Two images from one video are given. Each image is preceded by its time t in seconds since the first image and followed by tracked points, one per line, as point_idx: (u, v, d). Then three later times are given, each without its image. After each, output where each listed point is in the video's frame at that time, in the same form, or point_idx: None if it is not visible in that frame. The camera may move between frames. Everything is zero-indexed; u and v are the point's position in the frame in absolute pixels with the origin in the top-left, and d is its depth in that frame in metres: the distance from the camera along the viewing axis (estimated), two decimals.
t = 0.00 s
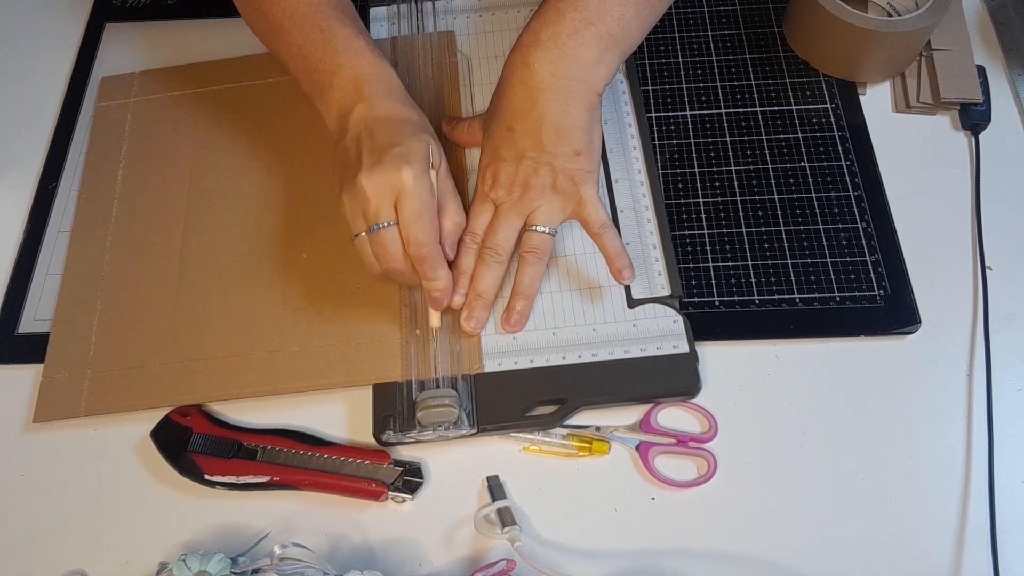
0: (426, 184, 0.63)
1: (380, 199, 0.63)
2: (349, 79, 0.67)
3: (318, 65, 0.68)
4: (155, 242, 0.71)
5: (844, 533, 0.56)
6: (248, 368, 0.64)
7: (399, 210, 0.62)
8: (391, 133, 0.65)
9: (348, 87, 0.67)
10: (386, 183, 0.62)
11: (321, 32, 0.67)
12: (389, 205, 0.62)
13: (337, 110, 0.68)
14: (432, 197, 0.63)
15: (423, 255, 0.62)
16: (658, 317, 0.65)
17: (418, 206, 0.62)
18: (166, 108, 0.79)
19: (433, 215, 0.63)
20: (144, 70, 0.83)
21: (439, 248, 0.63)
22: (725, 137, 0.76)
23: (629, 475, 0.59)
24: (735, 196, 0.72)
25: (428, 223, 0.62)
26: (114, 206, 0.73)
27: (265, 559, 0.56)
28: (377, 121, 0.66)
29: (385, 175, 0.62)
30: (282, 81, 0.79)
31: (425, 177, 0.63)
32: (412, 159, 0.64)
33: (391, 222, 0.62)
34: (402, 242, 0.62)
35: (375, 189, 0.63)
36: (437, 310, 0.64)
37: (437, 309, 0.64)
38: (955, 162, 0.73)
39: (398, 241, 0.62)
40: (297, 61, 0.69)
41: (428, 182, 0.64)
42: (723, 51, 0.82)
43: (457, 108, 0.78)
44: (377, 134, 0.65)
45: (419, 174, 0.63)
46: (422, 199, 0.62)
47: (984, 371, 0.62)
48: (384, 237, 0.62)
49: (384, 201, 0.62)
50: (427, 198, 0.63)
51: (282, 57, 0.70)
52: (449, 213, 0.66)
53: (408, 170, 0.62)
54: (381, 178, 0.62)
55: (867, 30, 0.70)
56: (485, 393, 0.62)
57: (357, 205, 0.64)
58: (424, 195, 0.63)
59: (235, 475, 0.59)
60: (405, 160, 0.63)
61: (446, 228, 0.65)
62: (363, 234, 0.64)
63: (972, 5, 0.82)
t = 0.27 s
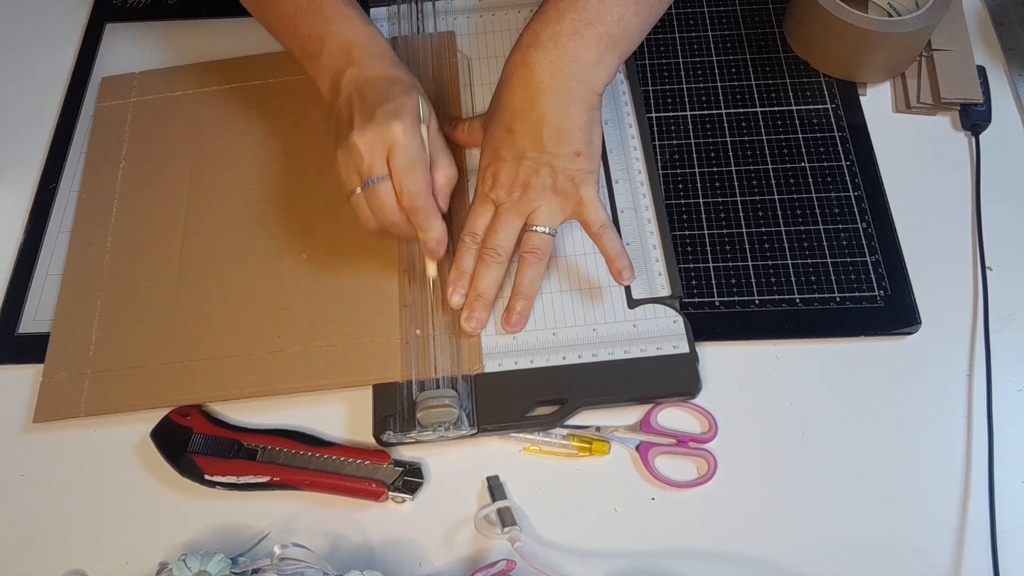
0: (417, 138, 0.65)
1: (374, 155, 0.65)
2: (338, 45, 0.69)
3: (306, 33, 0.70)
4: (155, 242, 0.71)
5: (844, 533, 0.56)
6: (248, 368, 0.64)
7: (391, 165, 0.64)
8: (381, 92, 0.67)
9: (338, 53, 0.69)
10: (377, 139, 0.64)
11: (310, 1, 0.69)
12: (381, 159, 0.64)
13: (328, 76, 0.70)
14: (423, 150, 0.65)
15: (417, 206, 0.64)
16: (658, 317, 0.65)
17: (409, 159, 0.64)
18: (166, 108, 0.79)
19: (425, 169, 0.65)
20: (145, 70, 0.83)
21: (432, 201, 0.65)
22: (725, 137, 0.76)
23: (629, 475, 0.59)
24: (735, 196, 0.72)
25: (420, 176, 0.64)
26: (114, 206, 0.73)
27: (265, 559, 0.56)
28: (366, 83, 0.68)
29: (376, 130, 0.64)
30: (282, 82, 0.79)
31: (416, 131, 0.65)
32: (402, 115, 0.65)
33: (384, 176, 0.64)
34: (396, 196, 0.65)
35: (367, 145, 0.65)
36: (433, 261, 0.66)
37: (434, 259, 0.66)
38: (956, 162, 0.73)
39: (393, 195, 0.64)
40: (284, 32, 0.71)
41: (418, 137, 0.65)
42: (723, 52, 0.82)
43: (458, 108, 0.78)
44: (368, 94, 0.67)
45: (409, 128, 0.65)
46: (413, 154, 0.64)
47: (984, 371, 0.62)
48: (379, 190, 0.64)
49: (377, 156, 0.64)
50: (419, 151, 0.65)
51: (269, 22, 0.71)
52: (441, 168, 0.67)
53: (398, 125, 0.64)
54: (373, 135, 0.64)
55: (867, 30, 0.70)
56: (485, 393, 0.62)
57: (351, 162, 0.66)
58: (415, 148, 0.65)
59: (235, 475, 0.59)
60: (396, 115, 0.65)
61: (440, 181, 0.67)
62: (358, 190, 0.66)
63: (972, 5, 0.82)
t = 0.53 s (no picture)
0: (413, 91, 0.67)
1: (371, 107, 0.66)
2: (336, 8, 0.72)
3: None
4: (155, 241, 0.71)
5: (844, 532, 0.56)
6: (249, 368, 0.64)
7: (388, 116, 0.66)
8: (377, 49, 0.69)
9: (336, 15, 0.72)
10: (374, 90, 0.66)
11: None
12: (379, 111, 0.66)
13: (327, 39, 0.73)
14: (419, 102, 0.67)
15: (414, 155, 0.65)
16: (658, 317, 0.65)
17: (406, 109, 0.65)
18: (166, 108, 0.79)
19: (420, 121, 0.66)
20: (145, 70, 0.83)
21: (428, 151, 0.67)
22: (725, 137, 0.76)
23: (629, 475, 0.59)
24: (735, 196, 0.72)
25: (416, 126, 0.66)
26: (114, 206, 0.73)
27: (265, 559, 0.56)
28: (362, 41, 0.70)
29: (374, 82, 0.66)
30: (282, 82, 0.79)
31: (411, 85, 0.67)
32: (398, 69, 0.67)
33: (381, 126, 0.66)
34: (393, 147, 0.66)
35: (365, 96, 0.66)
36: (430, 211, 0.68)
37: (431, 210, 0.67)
38: (955, 162, 0.73)
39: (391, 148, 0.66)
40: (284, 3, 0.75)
41: (414, 90, 0.67)
42: (723, 52, 0.82)
43: (458, 108, 0.78)
44: (367, 51, 0.69)
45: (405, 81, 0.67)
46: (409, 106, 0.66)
47: (984, 371, 0.62)
48: (376, 140, 0.65)
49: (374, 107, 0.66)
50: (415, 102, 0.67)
51: None
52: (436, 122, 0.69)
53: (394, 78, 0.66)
54: (370, 89, 0.66)
55: (867, 29, 0.70)
56: (485, 393, 0.62)
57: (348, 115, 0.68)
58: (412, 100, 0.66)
59: (235, 475, 0.59)
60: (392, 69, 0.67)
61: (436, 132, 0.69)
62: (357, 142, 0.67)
63: (972, 5, 0.82)
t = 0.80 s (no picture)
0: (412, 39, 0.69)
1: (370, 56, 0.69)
2: None
3: None
4: (155, 241, 0.71)
5: (843, 531, 0.56)
6: (249, 368, 0.64)
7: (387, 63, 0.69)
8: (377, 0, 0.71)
9: None
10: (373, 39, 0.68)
11: None
12: (377, 60, 0.69)
13: None
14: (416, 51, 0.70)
15: (412, 102, 0.69)
16: (658, 317, 0.65)
17: (403, 56, 0.68)
18: (166, 108, 0.79)
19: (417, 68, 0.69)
20: (145, 70, 0.83)
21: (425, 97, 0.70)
22: (725, 137, 0.76)
23: (629, 475, 0.59)
24: (735, 196, 0.72)
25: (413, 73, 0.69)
26: (114, 205, 0.73)
27: (265, 559, 0.56)
28: None
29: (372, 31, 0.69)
30: (282, 82, 0.79)
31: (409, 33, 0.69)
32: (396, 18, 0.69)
33: (379, 75, 0.69)
34: (391, 94, 0.69)
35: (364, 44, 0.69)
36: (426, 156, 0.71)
37: (428, 155, 0.71)
38: (955, 163, 0.73)
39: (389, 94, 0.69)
40: None
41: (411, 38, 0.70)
42: (723, 52, 0.82)
43: (458, 108, 0.78)
44: (364, 3, 0.72)
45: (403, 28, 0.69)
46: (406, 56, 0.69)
47: (984, 371, 0.62)
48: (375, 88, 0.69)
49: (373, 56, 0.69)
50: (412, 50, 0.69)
51: None
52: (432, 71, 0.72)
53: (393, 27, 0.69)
54: (369, 37, 0.69)
55: (867, 30, 0.70)
56: (484, 393, 0.62)
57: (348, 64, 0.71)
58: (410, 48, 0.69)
59: (235, 475, 0.59)
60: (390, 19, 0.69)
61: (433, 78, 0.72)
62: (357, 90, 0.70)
63: (972, 5, 0.82)
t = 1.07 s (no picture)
0: None
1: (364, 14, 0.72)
2: None
3: None
4: (155, 240, 0.71)
5: (843, 531, 0.56)
6: (249, 368, 0.64)
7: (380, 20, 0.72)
8: None
9: None
10: None
11: None
12: (371, 16, 0.72)
13: None
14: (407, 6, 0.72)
15: (405, 56, 0.71)
16: (658, 317, 0.65)
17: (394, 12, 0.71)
18: (166, 108, 0.79)
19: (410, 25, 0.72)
20: (145, 70, 0.83)
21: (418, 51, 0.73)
22: (725, 137, 0.76)
23: (629, 475, 0.59)
24: (735, 196, 0.72)
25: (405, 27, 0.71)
26: (114, 205, 0.73)
27: (265, 559, 0.56)
28: None
29: None
30: (282, 82, 0.79)
31: None
32: None
33: (373, 31, 0.71)
34: (386, 50, 0.72)
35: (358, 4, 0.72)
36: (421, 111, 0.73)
37: (423, 109, 0.73)
38: (955, 163, 0.73)
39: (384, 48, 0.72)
40: None
41: None
42: (723, 52, 0.82)
43: (458, 108, 0.78)
44: None
45: None
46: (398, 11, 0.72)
47: (984, 371, 0.62)
48: (369, 44, 0.71)
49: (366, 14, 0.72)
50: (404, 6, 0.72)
51: None
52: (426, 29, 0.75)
53: None
54: None
55: (867, 30, 0.70)
56: (485, 394, 0.62)
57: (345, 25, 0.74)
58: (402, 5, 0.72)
59: (235, 475, 0.59)
60: None
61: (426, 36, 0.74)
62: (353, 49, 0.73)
63: (972, 5, 0.82)
